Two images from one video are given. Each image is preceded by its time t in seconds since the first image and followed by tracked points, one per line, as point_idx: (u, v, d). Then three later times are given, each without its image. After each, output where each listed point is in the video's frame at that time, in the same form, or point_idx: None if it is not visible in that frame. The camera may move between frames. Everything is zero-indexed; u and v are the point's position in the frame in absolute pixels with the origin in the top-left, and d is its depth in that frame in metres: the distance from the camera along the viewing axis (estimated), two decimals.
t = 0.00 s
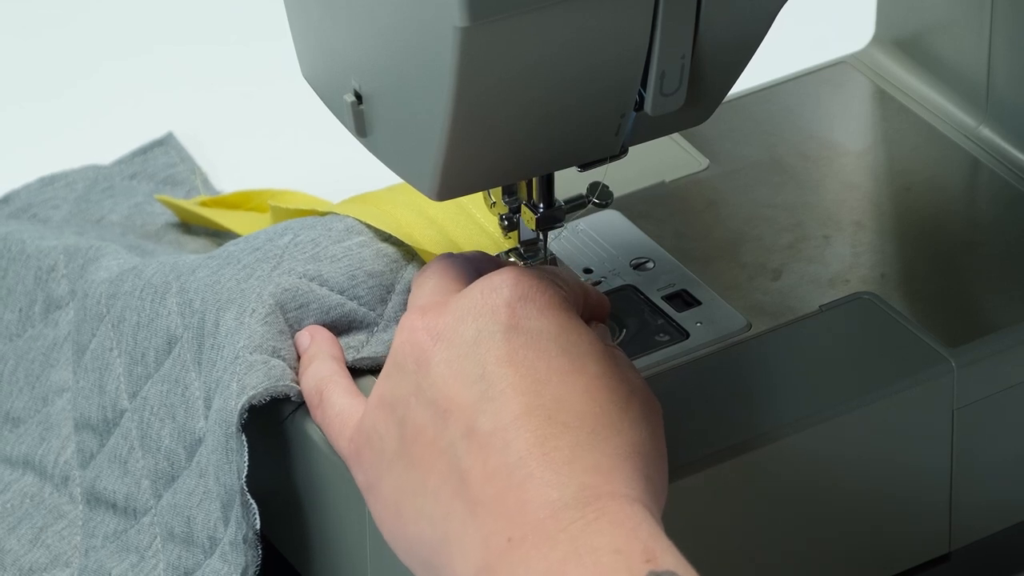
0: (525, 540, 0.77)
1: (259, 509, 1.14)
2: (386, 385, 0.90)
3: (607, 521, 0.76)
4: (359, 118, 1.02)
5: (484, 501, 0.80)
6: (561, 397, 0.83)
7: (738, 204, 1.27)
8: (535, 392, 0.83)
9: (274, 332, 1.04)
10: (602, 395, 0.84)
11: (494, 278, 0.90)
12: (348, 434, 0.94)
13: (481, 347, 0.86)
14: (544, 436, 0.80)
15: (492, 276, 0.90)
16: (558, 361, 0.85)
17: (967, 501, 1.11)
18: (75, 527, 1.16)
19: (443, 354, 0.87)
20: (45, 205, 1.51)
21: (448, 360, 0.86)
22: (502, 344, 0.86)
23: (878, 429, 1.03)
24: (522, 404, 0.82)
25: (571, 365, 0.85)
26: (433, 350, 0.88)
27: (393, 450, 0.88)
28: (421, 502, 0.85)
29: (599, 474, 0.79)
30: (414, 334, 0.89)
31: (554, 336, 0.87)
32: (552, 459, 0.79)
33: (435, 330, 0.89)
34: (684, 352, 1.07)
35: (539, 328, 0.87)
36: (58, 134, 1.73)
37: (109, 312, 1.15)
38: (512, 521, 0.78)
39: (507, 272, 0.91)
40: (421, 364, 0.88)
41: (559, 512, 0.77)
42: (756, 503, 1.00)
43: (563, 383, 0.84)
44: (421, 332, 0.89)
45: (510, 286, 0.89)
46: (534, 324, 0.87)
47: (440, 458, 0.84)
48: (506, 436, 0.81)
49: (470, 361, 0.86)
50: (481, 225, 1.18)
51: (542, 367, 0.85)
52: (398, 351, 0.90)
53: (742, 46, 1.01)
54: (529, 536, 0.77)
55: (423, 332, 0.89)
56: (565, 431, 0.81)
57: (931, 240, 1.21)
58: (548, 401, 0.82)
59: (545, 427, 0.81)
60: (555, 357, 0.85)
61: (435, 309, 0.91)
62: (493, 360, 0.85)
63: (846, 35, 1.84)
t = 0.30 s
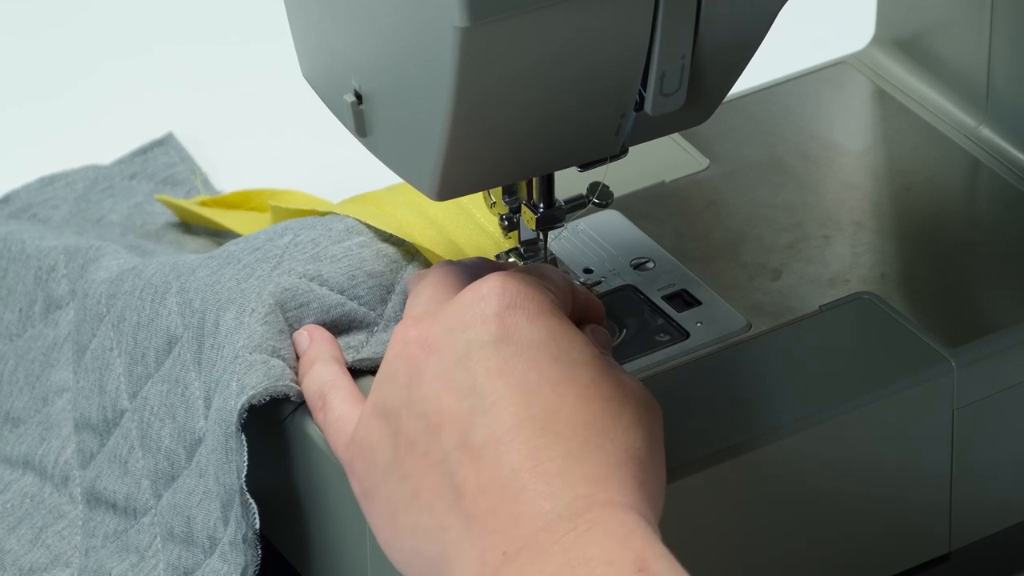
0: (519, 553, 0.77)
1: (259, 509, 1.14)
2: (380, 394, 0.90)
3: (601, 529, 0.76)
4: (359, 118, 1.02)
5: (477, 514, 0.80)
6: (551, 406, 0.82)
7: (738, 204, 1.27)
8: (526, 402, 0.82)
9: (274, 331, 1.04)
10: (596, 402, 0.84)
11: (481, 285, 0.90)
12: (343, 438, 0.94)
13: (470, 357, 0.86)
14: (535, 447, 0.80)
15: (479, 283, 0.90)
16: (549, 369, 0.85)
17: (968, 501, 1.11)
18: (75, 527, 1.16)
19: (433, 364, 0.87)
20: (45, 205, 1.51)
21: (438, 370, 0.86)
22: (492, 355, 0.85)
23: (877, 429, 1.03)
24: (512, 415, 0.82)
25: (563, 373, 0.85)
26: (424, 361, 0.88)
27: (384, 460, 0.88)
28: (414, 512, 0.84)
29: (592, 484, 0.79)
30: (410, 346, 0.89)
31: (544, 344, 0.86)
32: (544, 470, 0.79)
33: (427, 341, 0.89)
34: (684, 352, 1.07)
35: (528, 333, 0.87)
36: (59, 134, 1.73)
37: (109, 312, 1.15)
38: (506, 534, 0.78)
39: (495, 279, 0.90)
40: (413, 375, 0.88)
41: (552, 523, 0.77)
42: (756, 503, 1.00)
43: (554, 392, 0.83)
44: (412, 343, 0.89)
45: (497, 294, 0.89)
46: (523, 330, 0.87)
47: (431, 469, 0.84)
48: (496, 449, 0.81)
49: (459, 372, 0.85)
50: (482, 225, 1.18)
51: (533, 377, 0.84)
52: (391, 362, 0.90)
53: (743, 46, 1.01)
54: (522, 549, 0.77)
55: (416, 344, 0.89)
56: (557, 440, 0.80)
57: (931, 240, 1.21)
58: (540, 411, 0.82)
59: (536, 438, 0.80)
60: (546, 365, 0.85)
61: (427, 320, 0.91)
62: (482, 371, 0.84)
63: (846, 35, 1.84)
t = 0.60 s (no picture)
0: None
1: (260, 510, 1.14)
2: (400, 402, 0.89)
3: (620, 552, 0.76)
4: (359, 118, 1.02)
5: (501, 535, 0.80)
6: (579, 427, 0.82)
7: (738, 204, 1.27)
8: (555, 422, 0.82)
9: (272, 331, 1.04)
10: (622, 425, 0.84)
11: (507, 299, 0.89)
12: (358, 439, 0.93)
13: (497, 374, 0.85)
14: (563, 469, 0.80)
15: (505, 296, 0.90)
16: (576, 389, 0.84)
17: (967, 501, 1.11)
18: (75, 528, 1.16)
19: (458, 379, 0.87)
20: (45, 206, 1.51)
21: (464, 386, 0.86)
22: (522, 373, 0.85)
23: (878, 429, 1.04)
24: (542, 434, 0.81)
25: (589, 393, 0.85)
26: (448, 373, 0.87)
27: (403, 470, 0.87)
28: (436, 526, 0.84)
29: (616, 508, 0.78)
30: (433, 356, 0.89)
31: (571, 362, 0.86)
32: (570, 494, 0.78)
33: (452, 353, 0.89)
34: (685, 352, 1.07)
35: (554, 351, 0.87)
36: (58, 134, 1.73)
37: (109, 313, 1.15)
38: (531, 556, 0.78)
39: (521, 293, 0.90)
40: (436, 386, 0.87)
41: (579, 547, 0.76)
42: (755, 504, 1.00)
43: (582, 412, 0.83)
44: (437, 354, 0.89)
45: (524, 308, 0.89)
46: (550, 348, 0.87)
47: (454, 485, 0.84)
48: (524, 469, 0.80)
49: (489, 390, 0.85)
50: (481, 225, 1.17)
51: (562, 397, 0.84)
52: (411, 369, 0.89)
53: (742, 46, 1.01)
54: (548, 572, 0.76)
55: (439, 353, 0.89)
56: (584, 462, 0.80)
57: (931, 240, 1.21)
58: (569, 431, 0.82)
59: (564, 460, 0.80)
60: (573, 385, 0.85)
61: (450, 330, 0.91)
62: (511, 390, 0.84)
63: (846, 35, 1.84)
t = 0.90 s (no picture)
0: None
1: (261, 510, 1.14)
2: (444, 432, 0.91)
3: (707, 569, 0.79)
4: (359, 118, 1.01)
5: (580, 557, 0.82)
6: (642, 452, 0.87)
7: (738, 204, 1.27)
8: (617, 447, 0.87)
9: (272, 337, 1.04)
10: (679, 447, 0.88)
11: (547, 337, 0.95)
12: (385, 476, 0.91)
13: (558, 406, 0.90)
14: (634, 489, 0.84)
15: (545, 335, 0.95)
16: (633, 419, 0.89)
17: (967, 501, 1.11)
18: (75, 529, 1.16)
19: (518, 412, 0.90)
20: (45, 205, 1.51)
21: (522, 420, 0.90)
22: (579, 405, 0.90)
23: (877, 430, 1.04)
24: (608, 458, 0.86)
25: (645, 422, 0.89)
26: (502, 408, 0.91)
27: (454, 500, 0.87)
28: (497, 555, 0.84)
29: (686, 531, 0.82)
30: (484, 390, 0.92)
31: (625, 394, 0.92)
32: (643, 517, 0.83)
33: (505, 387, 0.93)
34: (685, 353, 1.07)
35: (604, 381, 0.92)
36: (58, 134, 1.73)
37: (109, 314, 1.15)
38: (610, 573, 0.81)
39: (561, 331, 0.96)
40: (491, 419, 0.90)
41: (657, 562, 0.80)
42: (756, 505, 1.00)
43: (641, 439, 0.88)
44: (487, 388, 0.92)
45: (569, 343, 0.94)
46: (600, 377, 0.92)
47: (518, 512, 0.85)
48: (598, 492, 0.84)
49: (549, 420, 0.89)
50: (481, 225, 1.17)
51: (620, 425, 0.89)
52: (463, 402, 0.92)
53: (742, 46, 1.01)
54: None
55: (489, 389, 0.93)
56: (652, 483, 0.85)
57: (931, 241, 1.21)
58: (633, 456, 0.86)
59: (634, 484, 0.84)
60: (629, 417, 0.90)
61: (496, 364, 0.95)
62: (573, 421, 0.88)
63: (846, 35, 1.84)
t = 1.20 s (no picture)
0: None
1: (260, 510, 1.14)
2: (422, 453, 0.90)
3: None
4: (359, 118, 1.01)
5: None
6: (609, 467, 0.84)
7: (738, 204, 1.27)
8: (584, 462, 0.84)
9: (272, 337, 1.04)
10: (652, 456, 0.85)
11: (526, 348, 0.92)
12: (360, 500, 0.92)
13: (526, 419, 0.87)
14: (596, 505, 0.82)
15: (523, 346, 0.92)
16: (605, 430, 0.86)
17: (967, 502, 1.11)
18: (75, 529, 1.16)
19: (488, 427, 0.88)
20: (45, 205, 1.51)
21: (492, 435, 0.88)
22: (548, 420, 0.87)
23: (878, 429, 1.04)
24: (575, 471, 0.84)
25: (619, 434, 0.86)
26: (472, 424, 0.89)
27: (428, 519, 0.88)
28: None
29: (658, 547, 0.80)
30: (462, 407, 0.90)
31: (596, 405, 0.88)
32: (612, 536, 0.80)
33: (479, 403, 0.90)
34: (684, 353, 1.07)
35: (577, 393, 0.89)
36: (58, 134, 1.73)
37: (109, 314, 1.15)
38: None
39: (541, 342, 0.92)
40: (464, 437, 0.88)
41: None
42: (756, 505, 1.00)
43: (608, 451, 0.85)
44: (459, 407, 0.90)
45: (547, 356, 0.91)
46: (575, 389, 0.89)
47: (490, 535, 0.85)
48: (562, 509, 0.82)
49: (514, 435, 0.87)
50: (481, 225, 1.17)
51: (589, 438, 0.86)
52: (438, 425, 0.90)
53: (743, 45, 1.01)
54: None
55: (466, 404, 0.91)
56: (618, 500, 0.82)
57: (931, 241, 1.21)
58: (599, 471, 0.84)
59: (597, 497, 0.82)
60: (601, 427, 0.87)
61: (469, 382, 0.93)
62: (540, 433, 0.86)
63: (846, 35, 1.84)
